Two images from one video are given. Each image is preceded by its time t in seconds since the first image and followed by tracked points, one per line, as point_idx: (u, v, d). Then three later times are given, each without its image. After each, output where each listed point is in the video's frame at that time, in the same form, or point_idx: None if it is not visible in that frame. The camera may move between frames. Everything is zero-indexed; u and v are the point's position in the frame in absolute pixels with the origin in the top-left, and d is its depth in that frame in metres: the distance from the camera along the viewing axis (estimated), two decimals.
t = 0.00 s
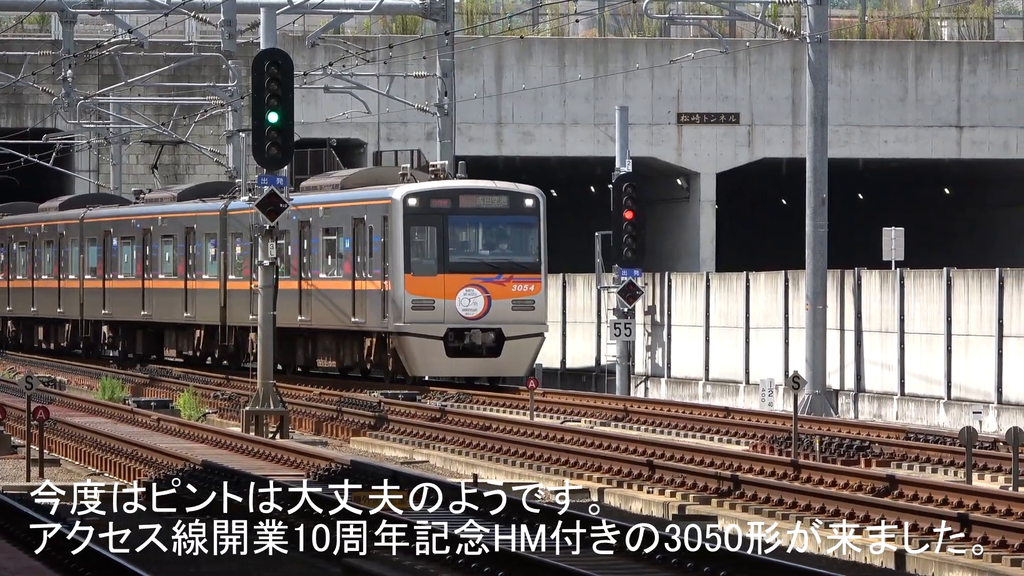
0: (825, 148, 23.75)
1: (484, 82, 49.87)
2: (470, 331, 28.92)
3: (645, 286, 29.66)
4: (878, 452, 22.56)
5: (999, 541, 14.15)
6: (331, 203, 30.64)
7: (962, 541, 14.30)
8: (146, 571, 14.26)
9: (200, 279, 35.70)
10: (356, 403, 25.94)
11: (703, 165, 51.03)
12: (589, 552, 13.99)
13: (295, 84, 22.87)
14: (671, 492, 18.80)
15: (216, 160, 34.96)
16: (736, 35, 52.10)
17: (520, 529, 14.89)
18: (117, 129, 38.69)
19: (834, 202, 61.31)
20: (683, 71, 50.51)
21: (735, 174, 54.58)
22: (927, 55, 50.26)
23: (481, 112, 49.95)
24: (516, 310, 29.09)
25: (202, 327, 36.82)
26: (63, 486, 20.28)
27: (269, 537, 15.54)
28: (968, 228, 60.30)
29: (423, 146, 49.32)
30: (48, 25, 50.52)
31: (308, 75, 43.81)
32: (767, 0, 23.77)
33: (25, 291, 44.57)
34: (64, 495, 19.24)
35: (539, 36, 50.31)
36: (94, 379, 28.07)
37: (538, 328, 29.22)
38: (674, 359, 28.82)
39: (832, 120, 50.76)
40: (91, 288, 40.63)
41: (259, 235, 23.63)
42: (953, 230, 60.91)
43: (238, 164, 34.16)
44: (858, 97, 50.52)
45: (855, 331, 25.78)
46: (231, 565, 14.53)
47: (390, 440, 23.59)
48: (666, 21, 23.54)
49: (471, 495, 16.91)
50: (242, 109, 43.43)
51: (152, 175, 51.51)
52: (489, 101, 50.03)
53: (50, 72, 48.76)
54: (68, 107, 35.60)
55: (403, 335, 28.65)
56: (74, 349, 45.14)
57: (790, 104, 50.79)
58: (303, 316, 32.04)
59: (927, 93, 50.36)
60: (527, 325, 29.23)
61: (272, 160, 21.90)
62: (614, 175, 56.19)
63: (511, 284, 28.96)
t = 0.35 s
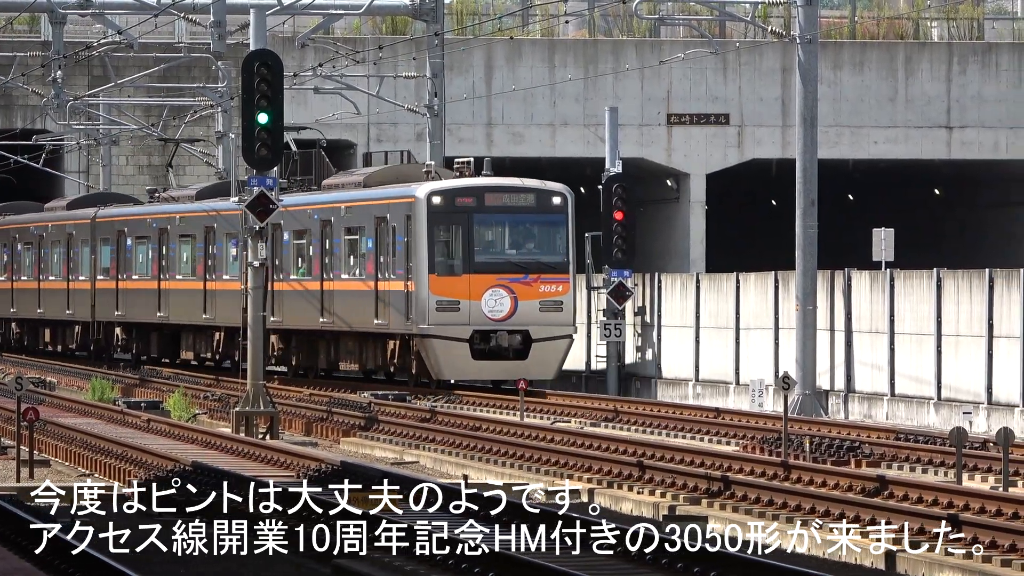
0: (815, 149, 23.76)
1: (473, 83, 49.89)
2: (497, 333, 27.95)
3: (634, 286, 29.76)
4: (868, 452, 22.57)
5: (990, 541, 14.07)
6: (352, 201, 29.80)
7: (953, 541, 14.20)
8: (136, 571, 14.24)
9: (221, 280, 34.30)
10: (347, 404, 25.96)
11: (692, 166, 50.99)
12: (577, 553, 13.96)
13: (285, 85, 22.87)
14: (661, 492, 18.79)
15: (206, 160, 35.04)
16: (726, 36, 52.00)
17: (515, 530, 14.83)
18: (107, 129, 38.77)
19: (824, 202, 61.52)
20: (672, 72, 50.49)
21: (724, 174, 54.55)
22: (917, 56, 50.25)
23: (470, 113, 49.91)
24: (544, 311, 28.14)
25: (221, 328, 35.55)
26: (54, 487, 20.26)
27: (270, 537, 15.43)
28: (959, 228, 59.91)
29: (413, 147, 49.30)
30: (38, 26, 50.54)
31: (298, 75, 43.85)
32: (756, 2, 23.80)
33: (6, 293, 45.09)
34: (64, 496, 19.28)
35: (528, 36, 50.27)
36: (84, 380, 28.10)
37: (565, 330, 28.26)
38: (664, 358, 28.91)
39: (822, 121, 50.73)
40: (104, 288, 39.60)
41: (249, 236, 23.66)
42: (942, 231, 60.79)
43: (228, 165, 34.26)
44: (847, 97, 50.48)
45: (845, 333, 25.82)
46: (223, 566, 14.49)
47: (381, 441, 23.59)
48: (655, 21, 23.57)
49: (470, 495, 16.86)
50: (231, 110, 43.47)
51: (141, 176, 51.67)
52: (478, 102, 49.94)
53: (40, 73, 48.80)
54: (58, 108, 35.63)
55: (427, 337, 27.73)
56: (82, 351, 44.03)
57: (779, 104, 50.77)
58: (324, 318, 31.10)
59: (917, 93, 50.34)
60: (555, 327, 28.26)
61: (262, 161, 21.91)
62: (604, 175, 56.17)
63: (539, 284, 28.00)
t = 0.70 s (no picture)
0: (806, 151, 23.75)
1: (464, 83, 49.82)
2: (524, 335, 27.12)
3: (624, 288, 29.91)
4: (860, 453, 22.56)
5: (982, 542, 14.01)
6: (375, 199, 29.00)
7: (949, 541, 14.08)
8: (127, 570, 14.06)
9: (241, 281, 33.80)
10: (337, 404, 25.95)
11: (683, 166, 50.97)
12: (576, 554, 13.81)
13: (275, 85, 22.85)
14: (651, 493, 18.75)
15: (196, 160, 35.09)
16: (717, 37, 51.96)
17: (515, 529, 14.69)
18: (97, 129, 38.72)
19: (815, 200, 61.97)
20: (663, 72, 50.46)
21: (714, 174, 54.51)
22: (908, 56, 50.24)
23: (462, 114, 49.85)
24: (572, 312, 27.31)
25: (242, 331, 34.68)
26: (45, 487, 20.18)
27: (269, 536, 15.15)
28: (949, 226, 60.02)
29: (404, 148, 49.24)
30: (29, 25, 50.55)
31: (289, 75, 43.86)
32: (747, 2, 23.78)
33: (13, 293, 44.29)
34: (64, 496, 19.05)
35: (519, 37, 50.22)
36: (74, 381, 28.11)
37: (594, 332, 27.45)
38: (656, 358, 29.01)
39: (813, 121, 50.66)
40: (120, 289, 38.76)
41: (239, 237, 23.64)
42: (935, 231, 60.54)
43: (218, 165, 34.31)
44: (838, 98, 50.42)
45: (836, 335, 25.87)
46: (220, 566, 14.28)
47: (372, 441, 23.57)
48: (646, 22, 23.56)
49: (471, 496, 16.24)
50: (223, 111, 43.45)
51: (131, 176, 51.60)
52: (469, 102, 49.91)
53: (30, 72, 48.81)
54: (48, 108, 35.65)
55: (452, 339, 26.95)
56: (91, 353, 43.15)
57: (770, 104, 50.75)
58: (347, 320, 30.32)
59: (908, 93, 50.34)
60: (584, 328, 27.46)
61: (253, 161, 21.87)
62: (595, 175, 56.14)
63: (567, 284, 27.18)
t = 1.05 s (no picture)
0: (796, 148, 23.77)
1: (455, 81, 49.79)
2: (551, 335, 26.41)
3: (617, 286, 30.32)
4: (849, 450, 22.51)
5: (981, 542, 13.82)
6: (399, 195, 28.23)
7: (950, 542, 13.88)
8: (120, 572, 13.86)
9: (264, 279, 33.61)
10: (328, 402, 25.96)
11: (674, 164, 50.99)
12: (577, 553, 13.64)
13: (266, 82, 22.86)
14: (643, 491, 18.68)
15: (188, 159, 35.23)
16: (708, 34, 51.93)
17: (515, 529, 14.52)
18: (88, 127, 38.75)
19: (808, 199, 62.01)
20: (654, 71, 50.44)
21: (704, 172, 54.51)
22: (899, 55, 50.27)
23: (452, 112, 49.91)
24: (602, 311, 26.61)
25: (266, 329, 34.26)
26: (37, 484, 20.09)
27: (270, 536, 14.92)
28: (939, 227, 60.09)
29: (394, 146, 49.19)
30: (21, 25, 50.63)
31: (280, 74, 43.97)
32: None
33: (20, 291, 43.73)
34: (64, 495, 18.59)
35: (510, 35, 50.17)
36: (65, 379, 28.13)
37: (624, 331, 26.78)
38: (648, 356, 29.36)
39: (804, 119, 50.67)
40: (137, 288, 38.17)
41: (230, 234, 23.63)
42: (923, 229, 60.38)
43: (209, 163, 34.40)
44: (829, 96, 50.39)
45: (826, 331, 25.91)
46: (219, 567, 14.05)
47: (363, 439, 23.57)
48: (637, 20, 23.56)
49: (472, 496, 16.04)
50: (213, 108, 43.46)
51: (123, 175, 51.82)
52: (460, 101, 49.96)
53: (21, 72, 48.90)
54: (40, 106, 35.69)
55: (477, 340, 26.19)
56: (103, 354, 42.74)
57: (760, 103, 50.72)
58: (371, 319, 29.52)
59: (899, 92, 50.36)
60: (613, 328, 26.77)
61: (244, 159, 21.88)
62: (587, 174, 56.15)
63: (596, 283, 26.47)
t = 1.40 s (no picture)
0: (785, 147, 23.80)
1: (445, 79, 49.81)
2: (579, 334, 25.70)
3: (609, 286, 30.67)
4: (838, 449, 22.50)
5: (981, 541, 13.67)
6: (424, 190, 27.62)
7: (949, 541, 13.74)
8: (114, 572, 13.69)
9: (285, 277, 32.74)
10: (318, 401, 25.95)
11: (664, 163, 50.91)
12: (577, 554, 13.47)
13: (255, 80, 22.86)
14: (634, 489, 18.64)
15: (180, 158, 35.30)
16: (697, 32, 51.95)
17: (516, 529, 14.35)
18: (78, 126, 38.71)
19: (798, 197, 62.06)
20: (643, 69, 50.41)
21: (694, 171, 54.50)
22: (888, 53, 50.26)
23: (441, 111, 49.95)
24: (631, 310, 25.87)
25: (287, 329, 33.83)
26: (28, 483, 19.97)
27: (270, 537, 14.71)
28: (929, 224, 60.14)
29: (384, 145, 49.07)
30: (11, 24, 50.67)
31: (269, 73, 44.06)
32: None
33: (28, 290, 43.03)
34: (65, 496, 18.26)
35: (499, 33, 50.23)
36: (54, 377, 28.13)
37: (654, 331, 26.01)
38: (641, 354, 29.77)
39: (793, 117, 50.66)
40: (154, 287, 37.16)
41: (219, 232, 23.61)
42: (914, 227, 60.62)
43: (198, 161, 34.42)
44: (818, 93, 50.33)
45: (816, 329, 25.93)
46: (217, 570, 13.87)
47: (353, 438, 23.56)
48: (626, 18, 23.58)
49: (473, 495, 15.79)
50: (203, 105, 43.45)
51: (112, 173, 51.86)
52: (449, 99, 49.99)
53: (10, 71, 48.95)
54: (29, 105, 35.69)
55: (502, 339, 25.57)
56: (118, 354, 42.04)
57: (750, 101, 50.65)
58: (395, 318, 28.96)
59: (888, 90, 50.32)
60: (643, 328, 26.01)
61: (233, 157, 21.87)
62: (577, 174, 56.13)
63: (625, 281, 25.72)
